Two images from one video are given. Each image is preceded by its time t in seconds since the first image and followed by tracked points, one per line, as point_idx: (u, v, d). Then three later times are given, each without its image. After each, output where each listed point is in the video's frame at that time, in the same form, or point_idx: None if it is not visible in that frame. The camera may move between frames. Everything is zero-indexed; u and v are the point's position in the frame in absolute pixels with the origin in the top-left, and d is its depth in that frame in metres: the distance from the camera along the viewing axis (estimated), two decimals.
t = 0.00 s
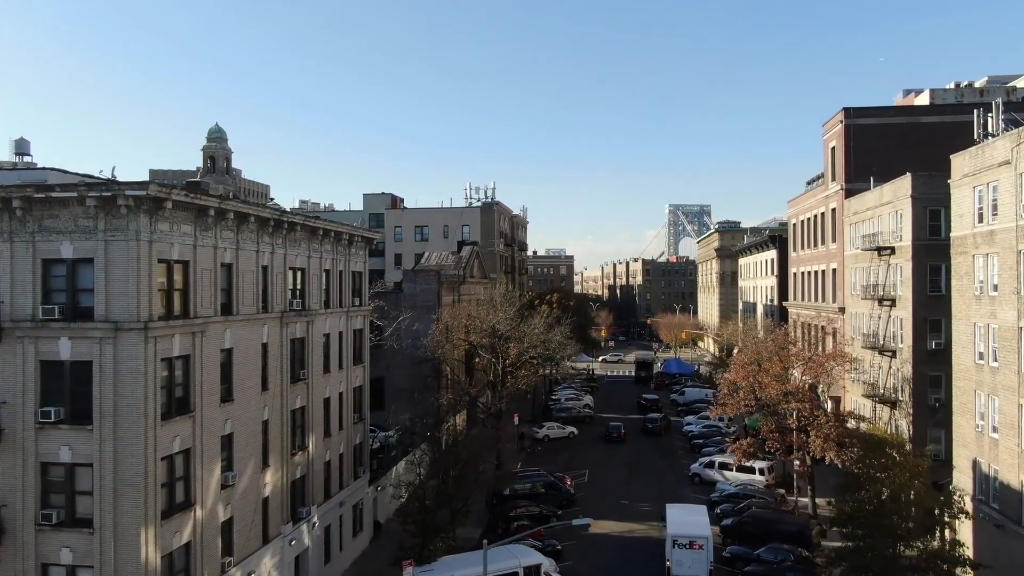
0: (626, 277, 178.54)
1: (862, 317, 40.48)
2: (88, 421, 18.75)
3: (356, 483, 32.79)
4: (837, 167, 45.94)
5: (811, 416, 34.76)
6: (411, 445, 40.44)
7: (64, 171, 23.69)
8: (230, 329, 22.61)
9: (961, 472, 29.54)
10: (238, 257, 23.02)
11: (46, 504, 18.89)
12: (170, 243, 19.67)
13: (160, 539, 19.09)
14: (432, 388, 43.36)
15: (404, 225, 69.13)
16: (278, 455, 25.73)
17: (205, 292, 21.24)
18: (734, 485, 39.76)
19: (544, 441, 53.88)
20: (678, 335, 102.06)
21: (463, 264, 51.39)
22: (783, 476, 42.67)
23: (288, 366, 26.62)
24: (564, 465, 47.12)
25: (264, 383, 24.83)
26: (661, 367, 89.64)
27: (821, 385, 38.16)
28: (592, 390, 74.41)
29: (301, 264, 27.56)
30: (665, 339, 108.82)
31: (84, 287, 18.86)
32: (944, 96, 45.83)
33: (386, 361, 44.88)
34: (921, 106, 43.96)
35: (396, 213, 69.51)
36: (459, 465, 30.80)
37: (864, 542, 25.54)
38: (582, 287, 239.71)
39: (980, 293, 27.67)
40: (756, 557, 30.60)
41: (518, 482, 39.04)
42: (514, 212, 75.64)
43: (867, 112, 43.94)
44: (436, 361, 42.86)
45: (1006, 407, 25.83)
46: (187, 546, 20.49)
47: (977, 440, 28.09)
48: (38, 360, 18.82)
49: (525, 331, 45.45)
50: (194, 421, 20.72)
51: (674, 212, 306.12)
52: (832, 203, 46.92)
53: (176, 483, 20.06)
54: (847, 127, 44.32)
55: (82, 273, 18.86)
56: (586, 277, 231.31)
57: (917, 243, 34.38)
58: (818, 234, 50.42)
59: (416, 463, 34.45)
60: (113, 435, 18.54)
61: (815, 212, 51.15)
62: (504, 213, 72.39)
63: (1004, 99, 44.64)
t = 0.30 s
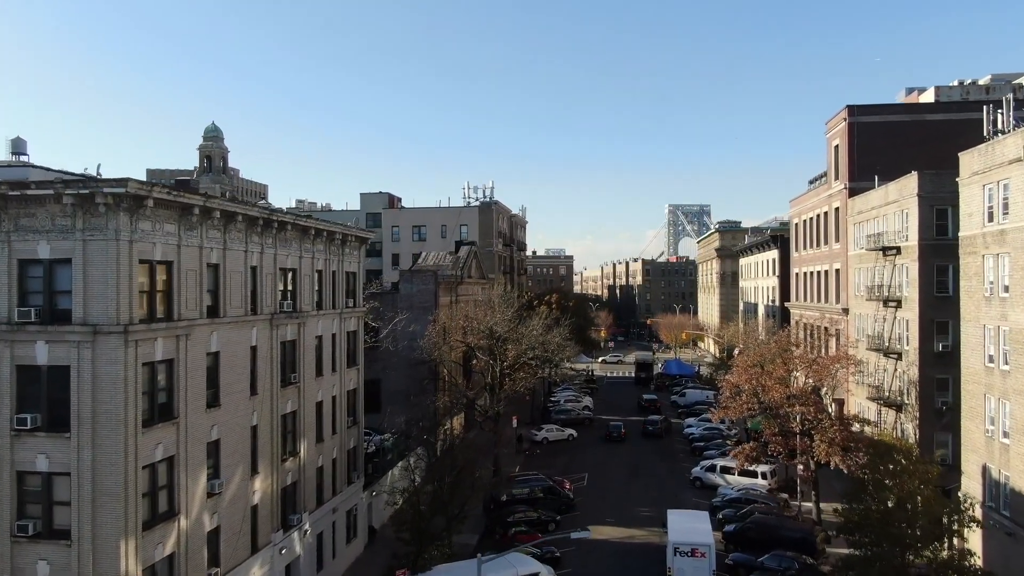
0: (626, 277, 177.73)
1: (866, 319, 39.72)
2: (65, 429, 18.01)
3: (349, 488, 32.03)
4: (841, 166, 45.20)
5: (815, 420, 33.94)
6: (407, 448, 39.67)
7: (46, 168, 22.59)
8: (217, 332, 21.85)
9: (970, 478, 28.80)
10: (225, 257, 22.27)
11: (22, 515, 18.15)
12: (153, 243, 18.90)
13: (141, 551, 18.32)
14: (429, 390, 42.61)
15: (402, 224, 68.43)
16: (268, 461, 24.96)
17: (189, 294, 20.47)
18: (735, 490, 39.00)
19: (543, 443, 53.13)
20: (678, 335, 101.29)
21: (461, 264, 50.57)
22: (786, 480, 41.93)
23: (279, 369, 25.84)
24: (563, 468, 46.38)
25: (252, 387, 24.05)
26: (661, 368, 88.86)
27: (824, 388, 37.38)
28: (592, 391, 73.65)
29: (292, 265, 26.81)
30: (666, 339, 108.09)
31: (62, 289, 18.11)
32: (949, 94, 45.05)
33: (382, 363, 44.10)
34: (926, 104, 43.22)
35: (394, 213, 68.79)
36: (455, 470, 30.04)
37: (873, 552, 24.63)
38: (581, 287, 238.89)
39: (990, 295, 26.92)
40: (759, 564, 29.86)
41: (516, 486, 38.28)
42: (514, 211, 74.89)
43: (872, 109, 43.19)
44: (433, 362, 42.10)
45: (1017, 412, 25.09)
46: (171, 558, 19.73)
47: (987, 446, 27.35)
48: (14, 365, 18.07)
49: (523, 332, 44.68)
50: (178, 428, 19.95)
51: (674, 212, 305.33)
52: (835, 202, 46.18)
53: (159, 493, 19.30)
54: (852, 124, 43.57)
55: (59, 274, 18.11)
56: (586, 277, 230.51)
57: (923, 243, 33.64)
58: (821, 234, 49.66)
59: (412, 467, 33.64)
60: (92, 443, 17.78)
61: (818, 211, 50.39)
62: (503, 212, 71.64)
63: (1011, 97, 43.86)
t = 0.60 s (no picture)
0: (626, 277, 177.05)
1: (871, 320, 39.01)
2: (42, 437, 17.26)
3: (343, 494, 31.28)
4: (844, 164, 44.46)
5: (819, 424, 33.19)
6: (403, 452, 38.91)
7: (28, 166, 21.78)
8: (203, 335, 21.10)
9: (980, 484, 28.06)
10: (212, 258, 21.52)
11: None
12: (134, 243, 18.13)
13: (121, 565, 17.54)
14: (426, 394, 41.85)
15: (399, 224, 67.69)
16: (257, 468, 24.19)
17: (174, 296, 19.71)
18: (738, 494, 38.27)
19: (542, 446, 52.40)
20: (678, 336, 100.58)
21: (459, 264, 49.78)
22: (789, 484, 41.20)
23: (269, 373, 25.08)
24: (563, 472, 45.65)
25: (241, 391, 23.29)
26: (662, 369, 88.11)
27: (829, 391, 36.63)
28: (592, 393, 72.89)
29: (283, 265, 26.05)
30: (666, 340, 107.38)
31: (37, 291, 17.35)
32: (955, 91, 44.21)
33: (378, 365, 43.34)
34: (932, 102, 42.51)
35: (391, 212, 68.06)
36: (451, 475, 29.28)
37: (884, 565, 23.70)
38: (581, 288, 238.14)
39: (1001, 296, 26.15)
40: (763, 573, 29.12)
41: (514, 491, 37.53)
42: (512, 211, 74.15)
43: (876, 107, 42.46)
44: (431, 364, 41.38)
45: None
46: (153, 571, 18.95)
47: (998, 451, 26.59)
48: None
49: (522, 333, 43.91)
50: (161, 435, 19.17)
51: (674, 212, 304.69)
52: (838, 201, 45.44)
53: (141, 503, 18.53)
54: (856, 122, 42.83)
55: (35, 275, 17.36)
56: (585, 277, 229.80)
57: (931, 243, 32.90)
58: (824, 234, 48.93)
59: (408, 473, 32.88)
60: (69, 452, 17.01)
61: (821, 211, 49.63)
62: (502, 212, 70.87)
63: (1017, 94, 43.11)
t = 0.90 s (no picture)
0: (625, 277, 176.27)
1: (877, 321, 38.27)
2: (17, 446, 16.52)
3: (337, 500, 30.52)
4: (849, 163, 43.71)
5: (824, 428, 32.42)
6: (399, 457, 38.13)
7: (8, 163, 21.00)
8: (189, 339, 20.33)
9: (990, 491, 27.30)
10: (198, 259, 20.75)
11: None
12: (114, 243, 17.36)
13: None
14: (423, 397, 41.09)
15: (397, 223, 66.94)
16: (246, 475, 23.41)
17: (157, 298, 18.93)
18: (740, 499, 37.54)
19: (541, 449, 51.62)
20: (678, 337, 99.81)
21: (457, 264, 49.02)
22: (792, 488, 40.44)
23: (259, 377, 24.31)
24: (562, 476, 44.89)
25: (229, 396, 22.52)
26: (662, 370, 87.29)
27: (834, 394, 35.88)
28: (591, 394, 72.11)
29: (274, 266, 25.28)
30: (666, 340, 106.65)
31: (12, 293, 16.59)
32: (962, 88, 43.14)
33: (374, 368, 42.58)
34: (938, 100, 41.77)
35: (389, 211, 67.30)
36: (448, 482, 28.53)
37: None
38: (580, 288, 237.32)
39: (1013, 298, 25.37)
40: None
41: (513, 496, 36.76)
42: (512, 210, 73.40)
43: (881, 104, 41.71)
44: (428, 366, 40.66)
45: None
46: None
47: (1010, 458, 25.83)
48: None
49: (521, 335, 43.13)
50: (143, 443, 18.40)
51: (674, 211, 303.97)
52: (842, 200, 44.71)
53: (122, 514, 17.77)
54: (860, 120, 42.08)
55: (10, 276, 16.59)
56: (585, 277, 228.95)
57: (938, 243, 32.16)
58: (827, 234, 48.19)
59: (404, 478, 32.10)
60: (43, 462, 16.26)
61: (824, 210, 48.87)
62: (501, 211, 70.08)
63: None
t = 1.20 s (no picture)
0: (625, 278, 175.50)
1: (883, 323, 37.50)
2: None
3: (331, 508, 29.72)
4: (853, 162, 42.94)
5: (830, 433, 31.64)
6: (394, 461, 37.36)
7: None
8: (173, 343, 19.53)
9: (1002, 498, 26.51)
10: (182, 260, 19.96)
11: None
12: (92, 244, 16.58)
13: None
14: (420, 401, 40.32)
15: (395, 223, 66.20)
16: (234, 484, 22.61)
17: (139, 301, 18.16)
18: (743, 505, 36.76)
19: (540, 452, 50.82)
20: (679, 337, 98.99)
21: (455, 265, 48.24)
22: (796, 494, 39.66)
23: (248, 382, 23.53)
24: (561, 480, 44.10)
25: (216, 402, 21.74)
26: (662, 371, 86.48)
27: (839, 398, 35.11)
28: (591, 396, 71.31)
29: (263, 267, 24.50)
30: (666, 341, 105.90)
31: None
32: (968, 86, 42.64)
33: (370, 370, 41.81)
34: (944, 97, 41.03)
35: (387, 211, 66.59)
36: (444, 489, 27.73)
37: None
38: (580, 288, 236.52)
39: None
40: None
41: (510, 502, 35.98)
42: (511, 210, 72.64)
43: (886, 102, 40.96)
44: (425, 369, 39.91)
45: None
46: None
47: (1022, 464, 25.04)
48: None
49: (519, 337, 42.37)
50: (124, 451, 17.62)
51: (673, 211, 303.21)
52: (846, 200, 43.95)
53: (100, 526, 16.99)
54: (865, 118, 41.34)
55: None
56: (585, 277, 228.19)
57: (947, 243, 31.40)
58: (831, 234, 47.42)
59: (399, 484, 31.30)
60: (17, 473, 15.51)
61: (827, 210, 48.09)
62: (500, 211, 69.33)
63: None
